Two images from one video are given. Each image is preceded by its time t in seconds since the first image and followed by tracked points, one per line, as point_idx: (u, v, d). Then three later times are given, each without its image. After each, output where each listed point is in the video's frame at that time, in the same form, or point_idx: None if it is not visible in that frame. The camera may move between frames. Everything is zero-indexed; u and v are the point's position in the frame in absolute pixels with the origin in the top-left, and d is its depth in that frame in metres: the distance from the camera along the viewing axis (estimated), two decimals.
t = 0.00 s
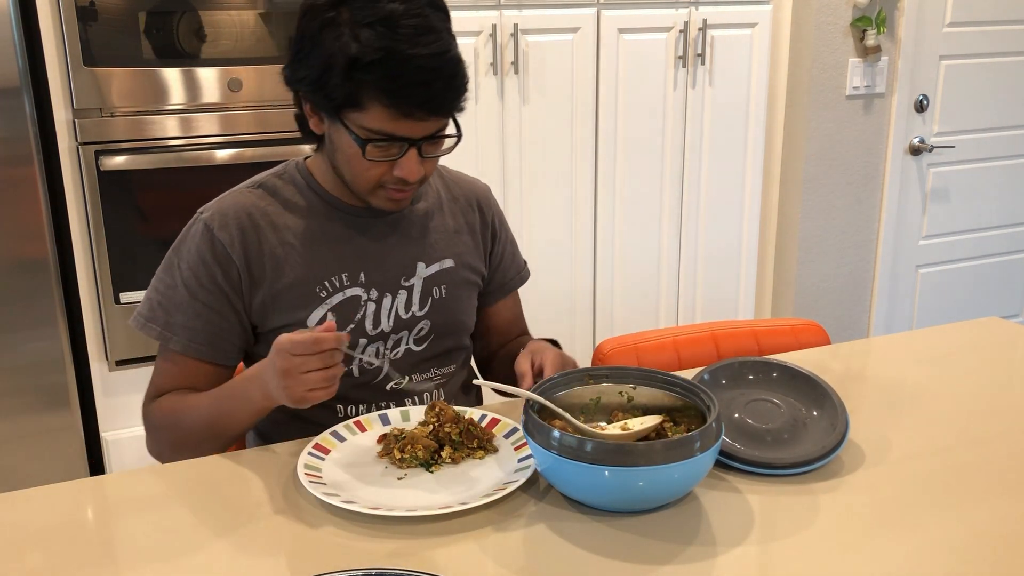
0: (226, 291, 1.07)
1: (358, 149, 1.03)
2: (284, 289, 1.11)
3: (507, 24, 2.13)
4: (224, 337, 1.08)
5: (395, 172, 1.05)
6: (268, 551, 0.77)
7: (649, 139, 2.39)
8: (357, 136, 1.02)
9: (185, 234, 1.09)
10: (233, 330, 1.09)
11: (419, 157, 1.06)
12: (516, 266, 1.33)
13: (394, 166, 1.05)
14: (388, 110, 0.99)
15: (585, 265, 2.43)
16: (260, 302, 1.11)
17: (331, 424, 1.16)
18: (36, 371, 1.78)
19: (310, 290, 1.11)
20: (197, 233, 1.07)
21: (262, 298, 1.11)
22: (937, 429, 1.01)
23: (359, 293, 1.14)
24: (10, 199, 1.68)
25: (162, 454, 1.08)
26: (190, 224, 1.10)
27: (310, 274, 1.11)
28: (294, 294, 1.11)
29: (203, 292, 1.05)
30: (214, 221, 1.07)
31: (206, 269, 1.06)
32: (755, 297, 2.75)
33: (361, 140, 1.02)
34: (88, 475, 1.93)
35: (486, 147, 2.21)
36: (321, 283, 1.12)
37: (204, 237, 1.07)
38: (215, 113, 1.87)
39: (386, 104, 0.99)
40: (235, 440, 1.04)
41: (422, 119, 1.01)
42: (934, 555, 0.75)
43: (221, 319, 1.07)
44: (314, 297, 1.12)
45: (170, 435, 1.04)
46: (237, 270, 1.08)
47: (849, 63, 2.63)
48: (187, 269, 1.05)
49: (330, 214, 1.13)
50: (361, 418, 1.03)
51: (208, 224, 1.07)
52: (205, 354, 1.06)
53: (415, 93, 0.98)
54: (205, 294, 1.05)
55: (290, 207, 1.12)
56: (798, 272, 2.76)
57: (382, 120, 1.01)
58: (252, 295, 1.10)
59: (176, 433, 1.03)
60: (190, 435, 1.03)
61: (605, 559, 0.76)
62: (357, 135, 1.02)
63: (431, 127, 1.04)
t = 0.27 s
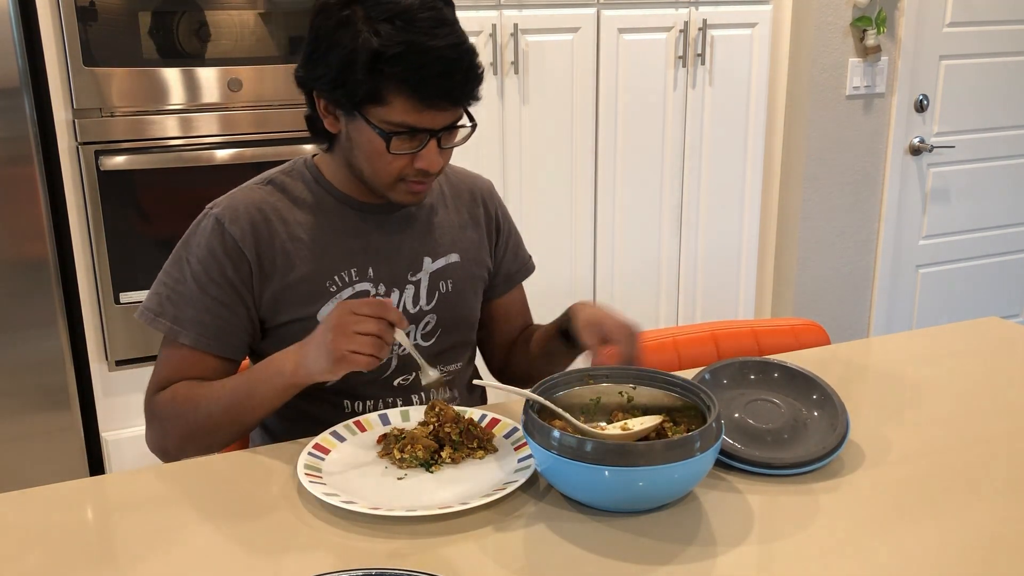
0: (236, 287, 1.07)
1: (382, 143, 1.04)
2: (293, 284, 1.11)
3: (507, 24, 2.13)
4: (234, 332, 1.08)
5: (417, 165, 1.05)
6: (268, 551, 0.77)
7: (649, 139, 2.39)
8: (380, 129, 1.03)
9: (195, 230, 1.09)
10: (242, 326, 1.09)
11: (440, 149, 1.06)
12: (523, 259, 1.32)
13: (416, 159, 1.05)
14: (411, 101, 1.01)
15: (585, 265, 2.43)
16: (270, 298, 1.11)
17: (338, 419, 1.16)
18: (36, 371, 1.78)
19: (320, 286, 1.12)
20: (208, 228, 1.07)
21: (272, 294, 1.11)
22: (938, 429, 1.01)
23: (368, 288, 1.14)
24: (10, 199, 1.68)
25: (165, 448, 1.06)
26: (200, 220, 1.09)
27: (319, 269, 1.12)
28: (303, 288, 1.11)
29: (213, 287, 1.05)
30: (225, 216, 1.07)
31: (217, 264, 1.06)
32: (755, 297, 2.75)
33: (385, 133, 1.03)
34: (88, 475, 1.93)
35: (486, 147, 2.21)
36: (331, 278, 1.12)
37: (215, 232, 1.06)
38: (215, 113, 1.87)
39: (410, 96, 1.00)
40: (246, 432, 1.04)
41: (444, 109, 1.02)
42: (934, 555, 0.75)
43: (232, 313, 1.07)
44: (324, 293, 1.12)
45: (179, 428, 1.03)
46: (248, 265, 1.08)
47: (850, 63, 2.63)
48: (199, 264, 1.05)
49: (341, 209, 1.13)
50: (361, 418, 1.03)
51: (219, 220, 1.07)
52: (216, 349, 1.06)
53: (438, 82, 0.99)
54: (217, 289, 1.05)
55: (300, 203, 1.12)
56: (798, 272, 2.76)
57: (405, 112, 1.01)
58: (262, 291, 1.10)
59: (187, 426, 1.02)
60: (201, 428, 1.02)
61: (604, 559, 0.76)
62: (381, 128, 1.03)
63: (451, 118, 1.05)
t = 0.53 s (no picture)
0: (236, 292, 1.07)
1: (383, 134, 1.04)
2: (292, 284, 1.11)
3: (506, 24, 2.13)
4: (237, 338, 1.07)
5: (417, 152, 1.06)
6: (268, 551, 0.77)
7: (649, 139, 2.39)
8: (380, 121, 1.03)
9: (189, 242, 1.08)
10: (245, 329, 1.09)
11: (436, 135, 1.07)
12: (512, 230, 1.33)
13: (415, 146, 1.06)
14: (408, 89, 1.02)
15: (585, 265, 2.43)
16: (270, 300, 1.10)
17: (347, 417, 1.17)
18: (36, 371, 1.78)
19: (319, 283, 1.12)
20: (202, 239, 1.06)
21: (272, 296, 1.10)
22: (937, 429, 1.01)
23: (368, 282, 1.15)
24: (10, 200, 1.68)
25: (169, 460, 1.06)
26: (192, 232, 1.09)
27: (319, 268, 1.12)
28: (303, 289, 1.11)
29: (213, 295, 1.05)
30: (219, 226, 1.06)
31: (215, 272, 1.05)
32: (755, 298, 2.75)
33: (384, 124, 1.03)
34: (88, 475, 1.93)
35: (486, 146, 2.21)
36: (331, 276, 1.12)
37: (210, 241, 1.06)
38: (215, 113, 1.87)
39: (406, 83, 1.01)
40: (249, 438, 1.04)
41: (439, 94, 1.04)
42: (935, 554, 0.75)
43: (233, 318, 1.07)
44: (325, 290, 1.12)
45: (181, 439, 1.02)
46: (249, 270, 1.08)
47: (849, 63, 2.63)
48: (196, 275, 1.04)
49: (335, 207, 1.13)
50: (361, 418, 1.03)
51: (212, 230, 1.06)
52: (218, 355, 1.05)
53: (433, 67, 1.01)
54: (218, 296, 1.05)
55: (292, 203, 1.12)
56: (798, 272, 2.76)
57: (402, 100, 1.03)
58: (263, 294, 1.10)
59: (189, 435, 1.02)
60: (204, 436, 1.01)
61: (605, 559, 0.76)
62: (380, 120, 1.03)
63: (445, 102, 1.06)
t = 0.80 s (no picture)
0: (224, 293, 1.07)
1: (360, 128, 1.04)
2: (282, 286, 1.11)
3: (507, 24, 2.13)
4: (224, 340, 1.07)
5: (397, 146, 1.05)
6: (268, 552, 0.77)
7: (649, 139, 2.39)
8: (356, 115, 1.03)
9: (180, 242, 1.08)
10: (234, 331, 1.09)
11: (417, 128, 1.06)
12: (514, 225, 1.32)
13: (395, 140, 1.05)
14: (382, 81, 1.01)
15: (586, 266, 2.43)
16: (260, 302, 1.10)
17: (340, 420, 1.17)
18: (36, 371, 1.77)
19: (310, 286, 1.12)
20: (192, 239, 1.06)
21: (262, 299, 1.11)
22: (938, 429, 1.01)
23: (359, 285, 1.14)
24: (9, 200, 1.68)
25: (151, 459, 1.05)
26: (184, 232, 1.09)
27: (309, 270, 1.11)
28: (293, 291, 1.11)
29: (201, 295, 1.05)
30: (208, 227, 1.07)
31: (204, 273, 1.05)
32: (755, 298, 2.74)
33: (360, 118, 1.03)
34: (88, 475, 1.93)
35: (486, 146, 2.21)
36: (322, 279, 1.12)
37: (199, 242, 1.06)
38: (215, 113, 1.87)
39: (379, 74, 1.01)
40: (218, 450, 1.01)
41: (415, 85, 1.03)
42: (935, 555, 0.75)
43: (221, 319, 1.07)
44: (316, 293, 1.12)
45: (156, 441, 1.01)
46: (237, 271, 1.08)
47: (850, 63, 2.63)
48: (186, 275, 1.05)
49: (327, 208, 1.13)
50: (361, 418, 1.03)
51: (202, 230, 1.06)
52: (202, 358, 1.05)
53: (406, 56, 1.00)
54: (204, 297, 1.05)
55: (282, 204, 1.12)
56: (798, 272, 2.76)
57: (377, 92, 1.02)
58: (253, 295, 1.10)
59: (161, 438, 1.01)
60: (174, 441, 1.00)
61: (606, 559, 0.76)
62: (356, 114, 1.03)
63: (424, 94, 1.05)
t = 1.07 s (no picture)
0: (220, 295, 1.07)
1: (353, 125, 1.03)
2: (280, 289, 1.11)
3: (507, 25, 2.13)
4: (216, 342, 1.08)
5: (392, 143, 1.04)
6: (268, 552, 0.77)
7: (649, 139, 2.39)
8: (348, 113, 1.03)
9: (179, 242, 1.09)
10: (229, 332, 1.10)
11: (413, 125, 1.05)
12: (521, 226, 1.30)
13: (391, 137, 1.04)
14: (373, 77, 1.01)
15: (586, 266, 2.43)
16: (258, 304, 1.10)
17: (338, 421, 1.18)
18: (36, 371, 1.77)
19: (309, 289, 1.11)
20: (191, 239, 1.07)
21: (259, 301, 1.10)
22: (938, 429, 1.01)
23: (358, 288, 1.14)
24: (9, 199, 1.68)
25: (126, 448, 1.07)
26: (184, 232, 1.09)
27: (308, 273, 1.11)
28: (291, 294, 1.11)
29: (196, 297, 1.05)
30: (206, 227, 1.07)
31: (200, 275, 1.06)
32: (755, 298, 2.74)
33: (352, 115, 1.02)
34: (88, 475, 1.93)
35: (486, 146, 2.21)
36: (320, 282, 1.12)
37: (196, 243, 1.06)
38: (215, 113, 1.87)
39: (371, 70, 1.00)
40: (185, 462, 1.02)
41: (407, 80, 1.02)
42: (936, 555, 0.75)
43: (215, 321, 1.07)
44: (314, 296, 1.12)
45: (131, 441, 1.03)
46: (233, 273, 1.08)
47: (850, 63, 2.63)
48: (183, 276, 1.05)
49: (326, 211, 1.13)
50: (361, 418, 1.03)
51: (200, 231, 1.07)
52: (192, 359, 1.06)
53: (396, 50, 0.99)
54: (199, 300, 1.06)
55: (283, 206, 1.12)
56: (799, 272, 2.76)
57: (369, 88, 1.01)
58: (250, 297, 1.10)
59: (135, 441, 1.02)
60: (146, 448, 1.01)
61: (606, 559, 0.76)
62: (349, 111, 1.02)
63: (418, 90, 1.04)
